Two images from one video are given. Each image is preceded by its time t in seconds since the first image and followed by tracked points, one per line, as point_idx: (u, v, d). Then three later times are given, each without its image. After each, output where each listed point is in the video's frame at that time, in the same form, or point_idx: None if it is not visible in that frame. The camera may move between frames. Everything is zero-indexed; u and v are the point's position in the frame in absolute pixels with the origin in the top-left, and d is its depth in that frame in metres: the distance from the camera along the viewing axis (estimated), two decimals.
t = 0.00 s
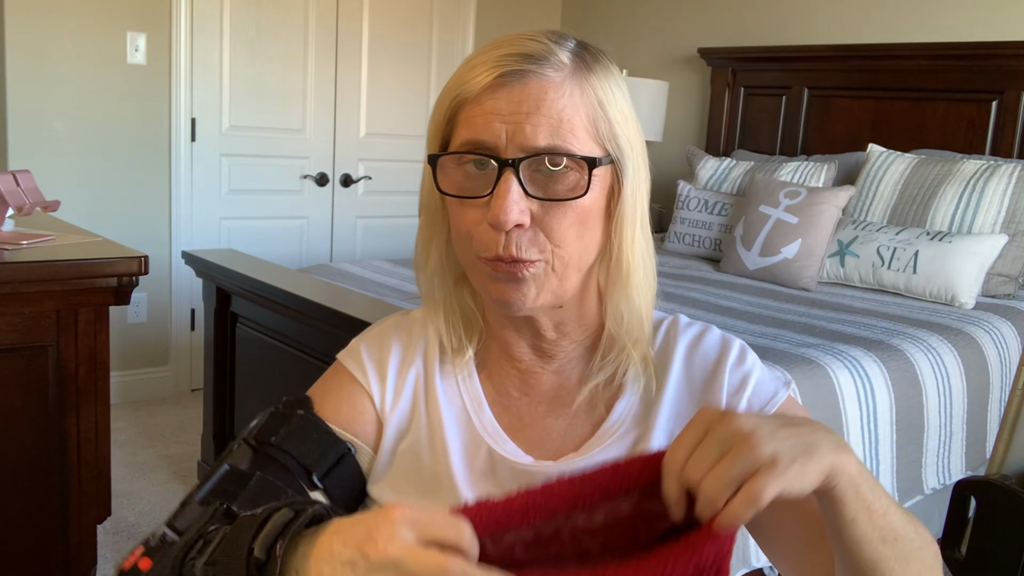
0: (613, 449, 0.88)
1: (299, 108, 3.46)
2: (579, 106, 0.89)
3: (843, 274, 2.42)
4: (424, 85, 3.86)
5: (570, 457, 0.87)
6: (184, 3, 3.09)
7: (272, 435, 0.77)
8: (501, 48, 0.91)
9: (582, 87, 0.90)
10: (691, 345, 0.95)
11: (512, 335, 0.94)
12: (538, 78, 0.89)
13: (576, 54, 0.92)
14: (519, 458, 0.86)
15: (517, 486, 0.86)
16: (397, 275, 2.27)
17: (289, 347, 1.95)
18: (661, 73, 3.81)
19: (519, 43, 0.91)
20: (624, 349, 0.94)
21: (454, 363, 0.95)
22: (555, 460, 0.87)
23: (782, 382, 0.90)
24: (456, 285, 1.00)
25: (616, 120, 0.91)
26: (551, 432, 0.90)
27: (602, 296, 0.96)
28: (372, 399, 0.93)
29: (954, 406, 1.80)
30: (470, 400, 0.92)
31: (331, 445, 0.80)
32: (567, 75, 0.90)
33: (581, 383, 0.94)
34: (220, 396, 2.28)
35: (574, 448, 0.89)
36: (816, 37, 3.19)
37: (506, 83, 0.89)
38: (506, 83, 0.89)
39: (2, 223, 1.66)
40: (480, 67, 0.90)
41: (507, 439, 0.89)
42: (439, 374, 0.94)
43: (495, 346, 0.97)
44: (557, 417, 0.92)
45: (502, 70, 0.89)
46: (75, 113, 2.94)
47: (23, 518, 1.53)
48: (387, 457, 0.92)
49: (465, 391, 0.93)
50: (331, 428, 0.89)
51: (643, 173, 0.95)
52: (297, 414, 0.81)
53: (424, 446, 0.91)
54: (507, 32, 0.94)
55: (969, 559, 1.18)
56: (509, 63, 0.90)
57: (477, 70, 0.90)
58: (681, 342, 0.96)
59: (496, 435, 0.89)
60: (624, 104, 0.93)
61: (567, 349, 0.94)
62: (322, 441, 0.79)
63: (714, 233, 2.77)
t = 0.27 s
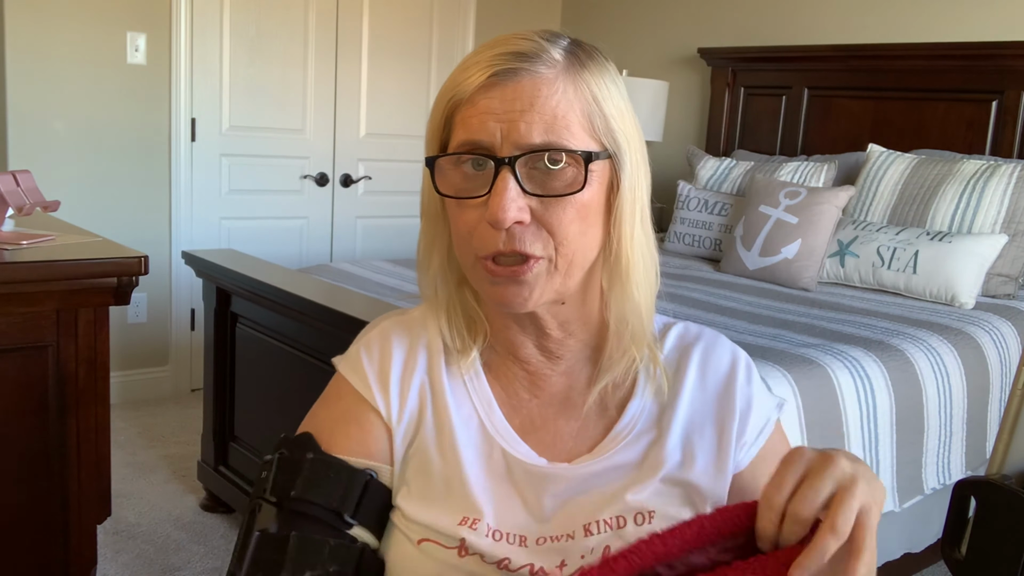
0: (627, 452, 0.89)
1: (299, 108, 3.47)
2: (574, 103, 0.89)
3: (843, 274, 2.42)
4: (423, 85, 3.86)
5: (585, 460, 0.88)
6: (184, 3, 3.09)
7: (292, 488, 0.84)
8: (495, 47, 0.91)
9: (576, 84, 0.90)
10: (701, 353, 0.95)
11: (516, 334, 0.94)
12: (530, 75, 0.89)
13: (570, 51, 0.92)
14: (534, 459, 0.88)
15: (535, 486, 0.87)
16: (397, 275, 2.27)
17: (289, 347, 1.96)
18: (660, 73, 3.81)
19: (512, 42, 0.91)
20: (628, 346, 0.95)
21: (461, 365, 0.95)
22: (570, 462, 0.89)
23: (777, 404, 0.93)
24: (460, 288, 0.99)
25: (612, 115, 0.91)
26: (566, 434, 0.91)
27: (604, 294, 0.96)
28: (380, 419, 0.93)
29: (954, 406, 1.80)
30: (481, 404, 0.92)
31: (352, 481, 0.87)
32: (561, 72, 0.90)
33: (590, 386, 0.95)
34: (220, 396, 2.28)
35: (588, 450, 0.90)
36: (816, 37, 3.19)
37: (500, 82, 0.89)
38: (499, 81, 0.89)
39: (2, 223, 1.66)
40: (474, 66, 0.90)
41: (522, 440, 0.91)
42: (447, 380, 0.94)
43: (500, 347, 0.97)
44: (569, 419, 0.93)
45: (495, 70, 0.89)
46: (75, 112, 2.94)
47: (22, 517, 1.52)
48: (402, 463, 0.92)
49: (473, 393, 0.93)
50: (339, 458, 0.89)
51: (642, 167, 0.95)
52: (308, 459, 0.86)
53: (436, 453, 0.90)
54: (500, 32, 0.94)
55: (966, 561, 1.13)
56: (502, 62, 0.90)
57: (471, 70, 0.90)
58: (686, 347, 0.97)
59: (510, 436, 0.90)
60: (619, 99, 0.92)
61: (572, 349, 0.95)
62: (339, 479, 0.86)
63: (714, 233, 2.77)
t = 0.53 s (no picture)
0: (632, 448, 0.91)
1: (299, 108, 3.46)
2: (582, 107, 0.90)
3: (843, 274, 2.42)
4: (424, 85, 3.85)
5: (591, 455, 0.89)
6: (184, 3, 3.08)
7: (297, 491, 0.82)
8: (504, 51, 0.91)
9: (585, 88, 0.90)
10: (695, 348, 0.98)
11: (519, 334, 0.95)
12: (541, 81, 0.89)
13: (577, 56, 0.93)
14: (542, 455, 0.89)
15: (545, 483, 0.88)
16: (398, 275, 2.27)
17: (289, 347, 1.95)
18: (660, 73, 3.80)
19: (521, 47, 0.91)
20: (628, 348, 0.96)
21: (462, 361, 0.95)
22: (576, 456, 0.90)
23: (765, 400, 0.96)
24: (460, 284, 0.99)
25: (618, 120, 0.92)
26: (572, 431, 0.92)
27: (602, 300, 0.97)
28: (383, 417, 0.91)
29: (954, 406, 1.80)
30: (485, 401, 0.92)
31: (357, 481, 0.86)
32: (570, 77, 0.90)
33: (592, 385, 0.95)
34: (220, 396, 2.28)
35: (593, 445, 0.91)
36: (816, 37, 3.19)
37: (510, 86, 0.89)
38: (510, 86, 0.89)
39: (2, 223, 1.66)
40: (484, 70, 0.90)
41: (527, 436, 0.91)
42: (450, 378, 0.93)
43: (501, 345, 0.97)
44: (573, 416, 0.93)
45: (506, 74, 0.89)
46: (75, 112, 2.94)
47: (22, 517, 1.52)
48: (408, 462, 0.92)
49: (477, 390, 0.93)
50: (343, 458, 0.87)
51: (646, 171, 0.96)
52: (312, 461, 0.84)
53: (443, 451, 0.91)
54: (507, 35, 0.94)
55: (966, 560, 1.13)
56: (512, 66, 0.90)
57: (481, 73, 0.90)
58: (680, 342, 0.99)
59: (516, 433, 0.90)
60: (623, 104, 0.93)
61: (572, 347, 0.95)
62: (345, 481, 0.85)
63: (714, 233, 2.77)
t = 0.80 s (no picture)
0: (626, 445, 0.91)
1: (299, 108, 3.47)
2: (580, 110, 0.90)
3: (843, 275, 2.42)
4: (423, 85, 3.85)
5: (585, 450, 0.89)
6: (184, 3, 3.09)
7: (291, 494, 0.82)
8: (502, 53, 0.91)
9: (582, 91, 0.91)
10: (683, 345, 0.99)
11: (514, 334, 0.96)
12: (540, 84, 0.89)
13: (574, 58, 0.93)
14: (537, 452, 0.88)
15: (540, 480, 0.88)
16: (398, 276, 2.27)
17: (289, 347, 1.96)
18: (661, 73, 3.81)
19: (518, 49, 0.91)
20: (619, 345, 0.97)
21: (456, 359, 0.95)
22: (571, 452, 0.90)
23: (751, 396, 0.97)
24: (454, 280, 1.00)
25: (614, 122, 0.92)
26: (566, 428, 0.92)
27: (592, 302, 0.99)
28: (376, 418, 0.91)
29: (954, 406, 1.80)
30: (479, 399, 0.91)
31: (353, 482, 0.86)
32: (567, 80, 0.91)
33: (584, 384, 0.96)
34: (220, 396, 2.28)
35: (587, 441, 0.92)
36: (816, 37, 3.19)
37: (508, 88, 0.89)
38: (509, 88, 0.89)
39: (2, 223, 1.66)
40: (482, 72, 0.90)
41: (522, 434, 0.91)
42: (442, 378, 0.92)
43: (495, 343, 0.97)
44: (566, 414, 0.94)
45: (504, 77, 0.89)
46: (75, 112, 2.94)
47: (22, 517, 1.52)
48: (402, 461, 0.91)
49: (470, 389, 0.92)
50: (337, 462, 0.87)
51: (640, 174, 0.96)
52: (305, 465, 0.83)
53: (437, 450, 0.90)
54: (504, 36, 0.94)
55: (967, 560, 1.13)
56: (511, 69, 0.90)
57: (479, 75, 0.90)
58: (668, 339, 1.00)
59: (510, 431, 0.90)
60: (620, 107, 0.94)
61: (566, 347, 0.97)
62: (340, 484, 0.84)
63: (714, 233, 2.77)
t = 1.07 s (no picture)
0: (610, 440, 0.91)
1: (299, 108, 3.47)
2: (579, 120, 0.91)
3: (843, 275, 2.42)
4: (423, 85, 3.85)
5: (572, 448, 0.90)
6: (184, 3, 3.09)
7: (291, 495, 0.81)
8: (500, 63, 0.90)
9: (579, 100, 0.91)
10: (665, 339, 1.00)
11: (504, 334, 0.96)
12: (541, 96, 0.89)
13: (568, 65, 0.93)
14: (526, 450, 0.89)
15: (528, 478, 0.88)
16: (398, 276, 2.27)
17: (289, 347, 1.96)
18: (661, 73, 3.81)
19: (515, 58, 0.90)
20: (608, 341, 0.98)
21: (444, 360, 0.95)
22: (560, 449, 0.90)
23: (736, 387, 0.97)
24: (442, 279, 0.99)
25: (610, 129, 0.93)
26: (556, 425, 0.92)
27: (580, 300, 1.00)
28: (369, 416, 0.91)
29: (954, 406, 1.80)
30: (469, 398, 0.92)
31: (350, 483, 0.86)
32: (566, 90, 0.91)
33: (572, 376, 0.97)
34: (220, 396, 2.28)
35: (575, 437, 0.92)
36: (816, 37, 3.19)
37: (510, 100, 0.88)
38: (510, 101, 0.88)
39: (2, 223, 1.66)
40: (482, 84, 0.88)
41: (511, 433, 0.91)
42: (431, 372, 0.93)
43: (485, 343, 0.97)
44: (555, 410, 0.94)
45: (505, 88, 0.88)
46: (75, 112, 2.94)
47: (23, 516, 1.52)
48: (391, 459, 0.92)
49: (461, 388, 0.93)
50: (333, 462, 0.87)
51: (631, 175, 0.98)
52: (304, 466, 0.83)
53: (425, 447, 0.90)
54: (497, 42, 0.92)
55: (966, 561, 1.14)
56: (511, 80, 0.89)
57: (478, 87, 0.88)
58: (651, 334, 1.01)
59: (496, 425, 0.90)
60: (613, 115, 0.95)
61: (555, 346, 0.97)
62: (338, 484, 0.84)
63: (714, 233, 2.77)
